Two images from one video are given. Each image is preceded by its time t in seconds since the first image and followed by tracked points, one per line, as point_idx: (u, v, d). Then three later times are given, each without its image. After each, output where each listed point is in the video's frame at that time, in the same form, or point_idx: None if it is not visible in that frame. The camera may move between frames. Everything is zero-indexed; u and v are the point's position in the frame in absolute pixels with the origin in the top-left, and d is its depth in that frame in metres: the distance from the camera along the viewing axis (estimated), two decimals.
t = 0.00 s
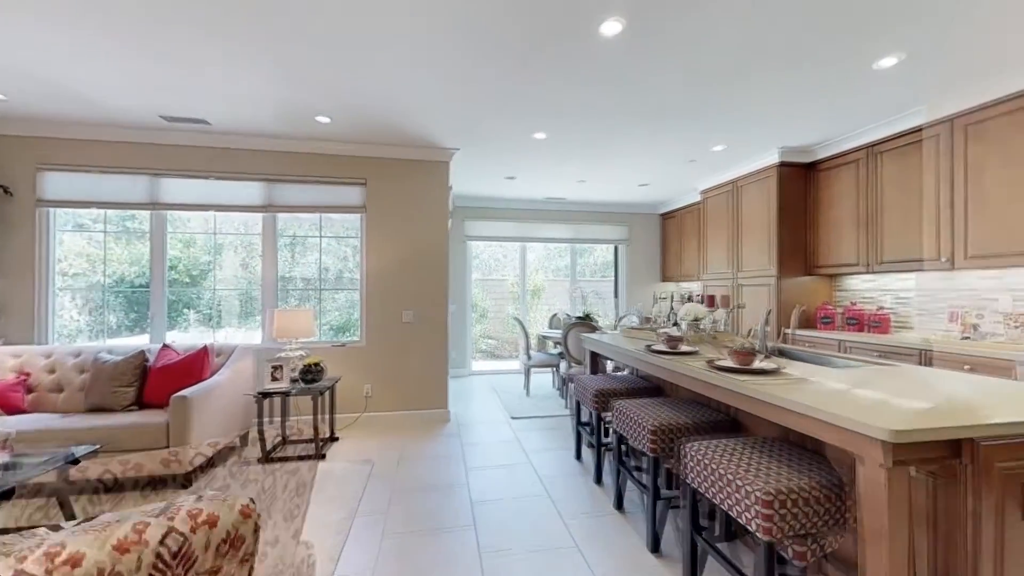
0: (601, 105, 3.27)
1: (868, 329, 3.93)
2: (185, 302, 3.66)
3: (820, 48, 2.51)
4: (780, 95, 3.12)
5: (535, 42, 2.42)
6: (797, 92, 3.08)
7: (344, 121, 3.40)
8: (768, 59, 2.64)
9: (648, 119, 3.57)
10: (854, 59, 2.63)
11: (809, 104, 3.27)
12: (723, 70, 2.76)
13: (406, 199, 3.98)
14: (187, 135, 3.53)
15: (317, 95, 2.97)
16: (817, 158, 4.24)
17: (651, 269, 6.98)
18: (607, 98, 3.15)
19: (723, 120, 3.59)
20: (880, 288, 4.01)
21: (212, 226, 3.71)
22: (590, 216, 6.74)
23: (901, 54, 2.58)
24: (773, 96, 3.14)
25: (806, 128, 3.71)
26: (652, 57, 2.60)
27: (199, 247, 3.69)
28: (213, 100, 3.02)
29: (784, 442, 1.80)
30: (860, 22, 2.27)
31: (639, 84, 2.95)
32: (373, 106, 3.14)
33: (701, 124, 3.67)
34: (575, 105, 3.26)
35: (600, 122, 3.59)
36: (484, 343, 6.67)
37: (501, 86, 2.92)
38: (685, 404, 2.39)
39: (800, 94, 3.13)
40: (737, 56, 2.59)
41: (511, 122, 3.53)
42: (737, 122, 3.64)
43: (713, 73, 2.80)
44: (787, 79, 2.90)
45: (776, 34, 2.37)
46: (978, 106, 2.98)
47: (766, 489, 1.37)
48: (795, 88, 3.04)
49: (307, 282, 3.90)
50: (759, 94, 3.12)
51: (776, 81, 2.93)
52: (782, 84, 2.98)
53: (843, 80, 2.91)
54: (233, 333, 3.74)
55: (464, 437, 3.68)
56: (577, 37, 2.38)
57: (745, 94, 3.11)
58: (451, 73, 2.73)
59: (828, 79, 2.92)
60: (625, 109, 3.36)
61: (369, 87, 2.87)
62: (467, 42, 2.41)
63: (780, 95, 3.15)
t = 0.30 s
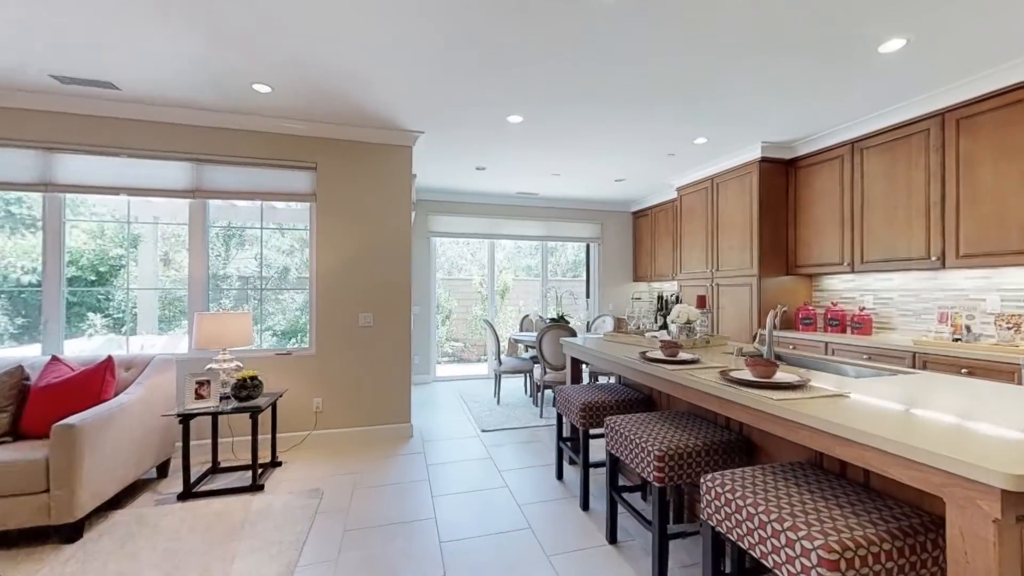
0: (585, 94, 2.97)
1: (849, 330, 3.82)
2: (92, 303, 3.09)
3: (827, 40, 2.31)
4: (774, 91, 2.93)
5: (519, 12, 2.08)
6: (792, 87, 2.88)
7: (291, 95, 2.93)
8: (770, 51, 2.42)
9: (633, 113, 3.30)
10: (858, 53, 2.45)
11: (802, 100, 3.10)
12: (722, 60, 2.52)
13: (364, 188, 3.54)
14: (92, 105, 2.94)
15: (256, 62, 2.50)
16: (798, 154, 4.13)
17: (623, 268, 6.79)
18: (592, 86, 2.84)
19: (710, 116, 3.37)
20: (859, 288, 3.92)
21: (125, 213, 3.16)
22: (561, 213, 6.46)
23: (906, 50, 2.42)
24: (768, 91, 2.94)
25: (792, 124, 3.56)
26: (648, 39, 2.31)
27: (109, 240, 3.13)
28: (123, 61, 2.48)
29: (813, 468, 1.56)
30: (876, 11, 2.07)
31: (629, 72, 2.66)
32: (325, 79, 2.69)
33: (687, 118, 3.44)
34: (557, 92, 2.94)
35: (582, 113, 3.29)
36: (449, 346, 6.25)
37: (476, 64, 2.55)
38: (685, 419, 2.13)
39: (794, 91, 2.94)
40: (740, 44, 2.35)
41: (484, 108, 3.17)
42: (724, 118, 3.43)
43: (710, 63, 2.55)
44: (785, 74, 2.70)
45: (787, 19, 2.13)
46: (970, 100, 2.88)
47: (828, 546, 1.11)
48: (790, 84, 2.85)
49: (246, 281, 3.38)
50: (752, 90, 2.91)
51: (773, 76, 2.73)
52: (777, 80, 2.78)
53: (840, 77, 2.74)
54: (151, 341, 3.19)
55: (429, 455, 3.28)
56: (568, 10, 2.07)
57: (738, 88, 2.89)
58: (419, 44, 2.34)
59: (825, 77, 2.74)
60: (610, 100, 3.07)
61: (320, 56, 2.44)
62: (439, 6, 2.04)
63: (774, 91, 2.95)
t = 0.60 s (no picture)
0: (552, 93, 2.94)
1: (799, 328, 4.00)
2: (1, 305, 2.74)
3: (785, 48, 2.39)
4: (732, 96, 3.01)
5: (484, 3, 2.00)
6: (748, 94, 2.97)
7: (239, 79, 2.71)
8: (730, 56, 2.47)
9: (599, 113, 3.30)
10: (812, 63, 2.55)
11: (757, 107, 3.20)
12: (684, 63, 2.56)
13: (320, 181, 3.35)
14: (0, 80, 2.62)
15: (199, 40, 2.29)
16: (753, 159, 4.29)
17: (585, 268, 6.85)
18: (559, 84, 2.81)
19: (671, 119, 3.43)
20: (808, 288, 4.11)
21: (40, 203, 2.82)
22: (525, 212, 6.43)
23: (855, 63, 2.55)
24: (727, 97, 3.02)
25: (747, 129, 3.68)
26: (617, 38, 2.29)
27: (22, 233, 2.78)
28: (37, 31, 2.20)
29: (779, 465, 1.57)
30: (830, 22, 2.16)
31: (597, 71, 2.65)
32: (275, 63, 2.51)
33: (649, 121, 3.48)
34: (523, 89, 2.88)
35: (548, 112, 3.25)
36: (410, 347, 6.06)
37: (441, 56, 2.45)
38: (653, 419, 2.12)
39: (750, 97, 3.03)
40: (704, 48, 2.39)
41: (449, 102, 3.07)
42: (684, 122, 3.50)
43: (675, 65, 2.58)
44: (743, 80, 2.77)
45: (741, 24, 2.17)
46: (907, 112, 3.08)
47: (799, 546, 1.11)
48: (747, 91, 2.94)
49: (186, 279, 3.12)
50: (711, 94, 2.98)
51: (732, 82, 2.80)
52: (735, 86, 2.85)
53: (793, 85, 2.84)
54: (72, 348, 2.88)
55: (390, 462, 3.14)
56: (534, 4, 2.01)
57: (698, 92, 2.95)
58: (381, 31, 2.22)
59: (779, 85, 2.84)
60: (576, 100, 3.06)
61: (271, 38, 2.26)
62: None
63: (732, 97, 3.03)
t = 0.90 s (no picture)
0: (512, 94, 2.96)
1: (745, 326, 4.22)
2: None
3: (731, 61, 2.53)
4: (683, 104, 3.14)
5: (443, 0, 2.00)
6: (698, 102, 3.12)
7: (182, 65, 2.57)
8: (681, 65, 2.59)
9: (558, 116, 3.36)
10: (755, 76, 2.72)
11: (706, 115, 3.37)
12: (639, 70, 2.65)
13: (270, 177, 3.23)
14: None
15: (138, 22, 2.15)
16: (703, 166, 4.49)
17: (546, 268, 6.93)
18: (519, 86, 2.84)
19: (627, 124, 3.54)
20: (753, 288, 4.36)
21: None
22: (486, 212, 6.42)
23: (793, 77, 2.74)
24: (678, 105, 3.15)
25: (698, 136, 3.85)
26: (575, 43, 2.35)
27: None
28: None
29: (727, 456, 1.66)
30: (771, 39, 2.31)
31: (556, 75, 2.70)
32: (224, 50, 2.39)
33: (607, 125, 3.58)
34: (484, 89, 2.90)
35: (508, 113, 3.28)
36: (367, 349, 5.92)
37: (400, 51, 2.42)
38: (610, 416, 2.19)
39: (700, 106, 3.18)
40: (657, 57, 2.49)
41: (408, 98, 3.03)
42: (639, 127, 3.62)
43: (630, 72, 2.67)
44: (694, 89, 2.91)
45: (691, 36, 2.28)
46: (839, 125, 3.33)
47: (745, 531, 1.19)
48: (697, 100, 3.09)
49: (119, 279, 2.92)
50: (665, 101, 3.10)
51: (683, 90, 2.93)
52: (687, 94, 2.98)
53: (738, 96, 3.01)
54: None
55: (346, 468, 3.06)
56: (494, 5, 2.03)
57: (653, 99, 3.06)
58: (338, 23, 2.17)
59: (726, 95, 2.99)
60: (536, 102, 3.10)
61: (218, 23, 2.16)
62: None
63: (684, 105, 3.17)
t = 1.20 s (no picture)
0: (473, 93, 2.96)
1: (697, 325, 4.41)
2: None
3: (683, 70, 2.65)
4: (639, 110, 3.25)
5: None
6: (653, 109, 3.24)
7: (119, 47, 2.40)
8: (637, 72, 2.68)
9: (519, 117, 3.39)
10: (705, 86, 2.86)
11: (661, 122, 3.49)
12: (598, 75, 2.72)
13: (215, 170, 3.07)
14: None
15: None
16: (659, 170, 4.66)
17: (507, 268, 6.95)
18: (480, 85, 2.85)
19: (586, 128, 3.62)
20: (703, 288, 4.56)
21: None
22: (447, 211, 6.37)
23: (739, 89, 2.90)
24: (635, 111, 3.26)
25: (653, 142, 3.99)
26: (535, 45, 2.38)
27: None
28: None
29: (680, 449, 1.74)
30: (719, 51, 2.44)
31: (516, 76, 2.73)
32: (165, 32, 2.26)
33: (566, 128, 3.64)
34: (444, 87, 2.88)
35: (469, 112, 3.28)
36: (322, 351, 5.72)
37: (359, 45, 2.38)
38: (570, 414, 2.23)
39: (654, 112, 3.30)
40: (613, 64, 2.57)
41: (366, 94, 2.97)
42: (597, 131, 3.71)
43: (589, 77, 2.74)
44: (648, 96, 3.02)
45: (646, 43, 2.37)
46: (781, 136, 3.55)
47: (696, 520, 1.25)
48: (652, 107, 3.20)
49: (40, 278, 2.69)
50: (621, 107, 3.20)
51: (639, 97, 3.03)
52: (643, 100, 3.08)
53: (690, 105, 3.15)
54: None
55: (298, 475, 2.96)
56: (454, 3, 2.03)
57: (610, 104, 3.15)
58: (292, 12, 2.10)
59: (679, 103, 3.12)
60: (497, 102, 3.12)
61: (158, 4, 2.03)
62: None
63: (639, 111, 3.28)
